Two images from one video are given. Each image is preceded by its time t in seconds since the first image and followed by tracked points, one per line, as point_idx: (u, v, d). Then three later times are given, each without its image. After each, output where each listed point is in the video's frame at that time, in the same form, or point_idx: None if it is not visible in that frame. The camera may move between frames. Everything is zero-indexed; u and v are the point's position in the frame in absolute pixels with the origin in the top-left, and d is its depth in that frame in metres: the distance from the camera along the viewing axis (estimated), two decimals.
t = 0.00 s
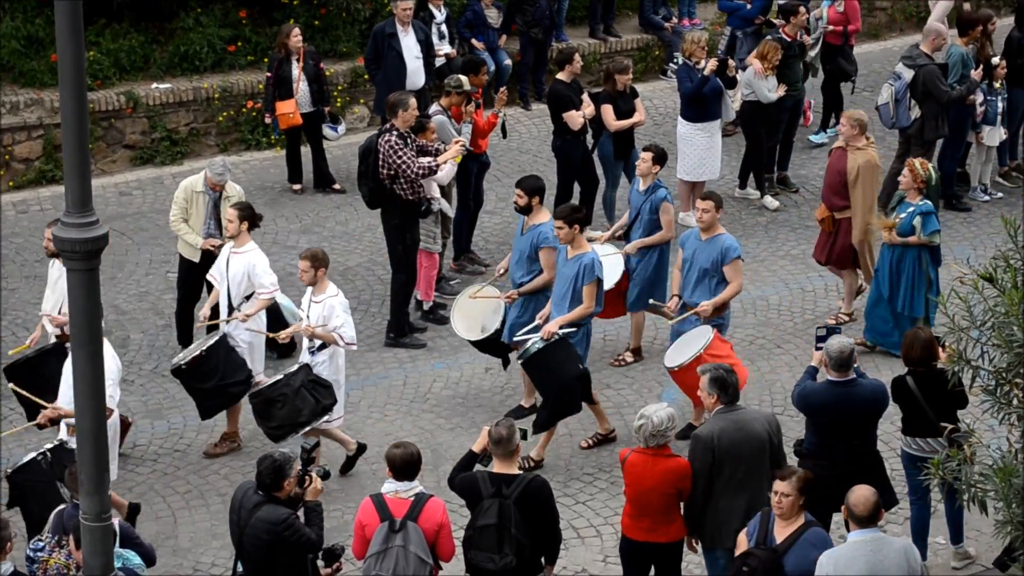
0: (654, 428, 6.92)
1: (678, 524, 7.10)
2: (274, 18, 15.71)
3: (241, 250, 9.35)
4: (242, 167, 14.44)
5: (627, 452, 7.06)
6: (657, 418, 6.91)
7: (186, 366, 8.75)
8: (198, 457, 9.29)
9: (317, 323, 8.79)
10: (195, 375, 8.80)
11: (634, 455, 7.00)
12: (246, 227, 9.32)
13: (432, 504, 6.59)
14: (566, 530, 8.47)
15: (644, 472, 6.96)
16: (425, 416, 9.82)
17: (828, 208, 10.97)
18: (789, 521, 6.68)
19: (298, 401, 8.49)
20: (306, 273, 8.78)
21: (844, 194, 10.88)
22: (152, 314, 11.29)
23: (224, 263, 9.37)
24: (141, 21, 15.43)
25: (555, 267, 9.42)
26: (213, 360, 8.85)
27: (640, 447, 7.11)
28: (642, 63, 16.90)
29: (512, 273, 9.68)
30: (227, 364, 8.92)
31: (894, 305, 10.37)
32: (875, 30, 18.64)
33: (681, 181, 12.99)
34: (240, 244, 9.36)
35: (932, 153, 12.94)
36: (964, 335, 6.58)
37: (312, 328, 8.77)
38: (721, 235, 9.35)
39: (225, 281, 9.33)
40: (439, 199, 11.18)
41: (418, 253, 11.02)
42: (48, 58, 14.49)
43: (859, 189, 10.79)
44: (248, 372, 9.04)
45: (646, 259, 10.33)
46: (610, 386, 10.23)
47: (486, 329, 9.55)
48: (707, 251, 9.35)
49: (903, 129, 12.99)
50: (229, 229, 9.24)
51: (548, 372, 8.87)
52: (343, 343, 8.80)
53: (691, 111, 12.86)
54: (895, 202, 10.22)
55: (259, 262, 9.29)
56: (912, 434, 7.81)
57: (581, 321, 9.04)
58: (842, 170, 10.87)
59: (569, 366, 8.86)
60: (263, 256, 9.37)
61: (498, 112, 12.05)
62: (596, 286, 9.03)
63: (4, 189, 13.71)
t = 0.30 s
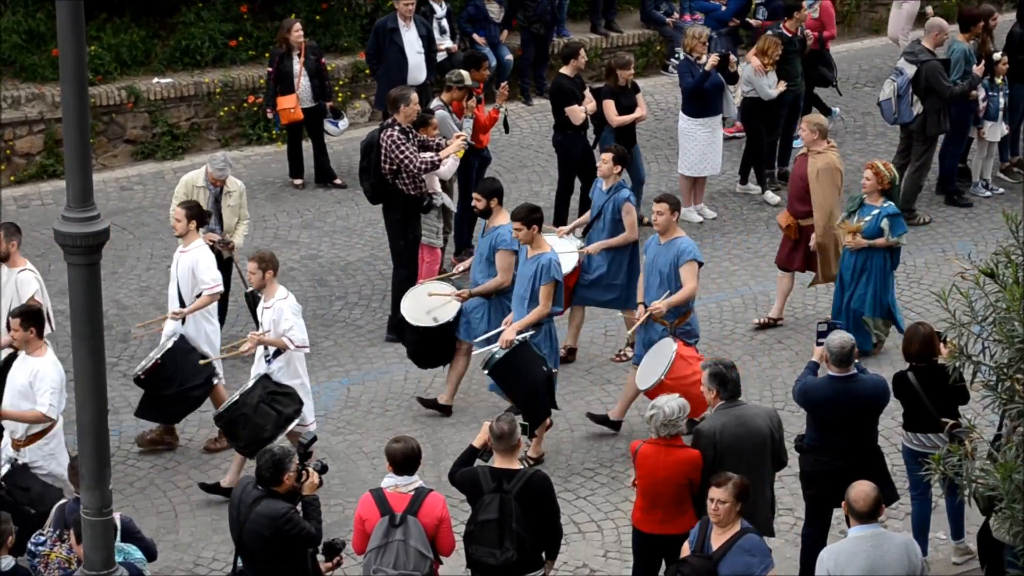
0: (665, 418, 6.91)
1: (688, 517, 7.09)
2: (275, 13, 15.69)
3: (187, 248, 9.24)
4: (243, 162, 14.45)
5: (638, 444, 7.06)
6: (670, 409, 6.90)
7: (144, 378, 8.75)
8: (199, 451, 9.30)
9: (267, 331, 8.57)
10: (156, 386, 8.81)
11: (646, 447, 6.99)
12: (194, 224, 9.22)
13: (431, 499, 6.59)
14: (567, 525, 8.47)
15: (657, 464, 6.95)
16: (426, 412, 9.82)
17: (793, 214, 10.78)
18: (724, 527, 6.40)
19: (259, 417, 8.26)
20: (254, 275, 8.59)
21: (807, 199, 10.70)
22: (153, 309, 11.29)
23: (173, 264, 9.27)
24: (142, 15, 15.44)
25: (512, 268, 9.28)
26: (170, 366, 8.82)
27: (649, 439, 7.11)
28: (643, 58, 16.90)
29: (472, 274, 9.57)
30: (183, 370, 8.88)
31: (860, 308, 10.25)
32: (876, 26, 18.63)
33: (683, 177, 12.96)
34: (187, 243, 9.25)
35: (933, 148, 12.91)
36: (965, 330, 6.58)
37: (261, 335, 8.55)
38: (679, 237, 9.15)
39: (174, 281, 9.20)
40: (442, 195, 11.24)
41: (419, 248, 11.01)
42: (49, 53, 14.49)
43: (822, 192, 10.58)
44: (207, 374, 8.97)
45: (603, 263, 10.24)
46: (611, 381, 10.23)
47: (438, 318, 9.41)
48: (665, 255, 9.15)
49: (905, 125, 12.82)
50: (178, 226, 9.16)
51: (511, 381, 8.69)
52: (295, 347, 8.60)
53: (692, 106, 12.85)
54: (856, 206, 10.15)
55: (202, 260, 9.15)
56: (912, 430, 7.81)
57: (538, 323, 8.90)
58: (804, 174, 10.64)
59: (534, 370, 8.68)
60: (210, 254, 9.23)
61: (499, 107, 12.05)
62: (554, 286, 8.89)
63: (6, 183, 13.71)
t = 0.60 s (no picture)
0: (668, 413, 6.92)
1: (690, 511, 7.16)
2: (275, 9, 15.68)
3: (132, 255, 9.22)
4: (242, 158, 14.45)
5: (641, 439, 7.07)
6: (676, 403, 6.91)
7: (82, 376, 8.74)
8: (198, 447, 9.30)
9: (213, 332, 8.47)
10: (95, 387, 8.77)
11: (649, 441, 7.01)
12: (138, 231, 9.21)
13: (430, 495, 6.59)
14: (566, 521, 8.47)
15: (659, 458, 6.98)
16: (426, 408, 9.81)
17: (752, 212, 10.65)
18: (655, 551, 6.37)
19: (194, 414, 8.24)
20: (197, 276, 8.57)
21: (769, 201, 10.53)
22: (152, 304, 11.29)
23: (117, 272, 9.26)
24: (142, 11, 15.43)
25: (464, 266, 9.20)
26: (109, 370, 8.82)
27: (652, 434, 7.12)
28: (643, 54, 16.90)
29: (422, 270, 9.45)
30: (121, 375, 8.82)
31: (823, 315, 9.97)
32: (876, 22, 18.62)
33: (683, 173, 12.86)
34: (131, 249, 9.26)
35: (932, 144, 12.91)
36: (965, 326, 6.59)
37: (207, 336, 8.45)
38: (635, 237, 9.05)
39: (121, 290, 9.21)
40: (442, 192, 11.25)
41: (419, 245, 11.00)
42: (49, 48, 14.49)
43: (785, 194, 10.45)
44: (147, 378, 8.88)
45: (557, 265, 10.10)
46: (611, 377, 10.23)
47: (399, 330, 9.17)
48: (619, 254, 9.05)
49: (905, 121, 12.77)
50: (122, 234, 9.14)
51: (470, 398, 8.46)
52: (242, 348, 8.48)
53: (692, 103, 12.86)
54: (815, 215, 9.98)
55: (150, 267, 9.18)
56: (912, 426, 7.82)
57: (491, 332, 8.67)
58: (768, 174, 10.48)
59: (491, 385, 8.42)
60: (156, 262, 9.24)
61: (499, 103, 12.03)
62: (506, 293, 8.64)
63: (5, 179, 13.70)
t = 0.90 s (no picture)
0: (670, 412, 6.92)
1: (692, 513, 7.14)
2: (277, 9, 15.69)
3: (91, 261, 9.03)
4: (244, 158, 14.45)
5: (643, 440, 7.06)
6: (678, 402, 6.91)
7: (29, 371, 8.58)
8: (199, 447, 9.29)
9: (166, 348, 8.35)
10: (37, 386, 8.61)
11: (651, 443, 7.00)
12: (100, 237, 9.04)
13: (431, 495, 6.59)
14: (567, 521, 8.47)
15: (662, 459, 6.95)
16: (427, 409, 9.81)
17: (716, 225, 10.38)
18: None
19: (127, 423, 8.07)
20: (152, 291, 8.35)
21: (734, 214, 10.30)
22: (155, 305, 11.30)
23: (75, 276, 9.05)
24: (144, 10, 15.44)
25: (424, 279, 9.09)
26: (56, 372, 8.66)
27: (654, 435, 7.11)
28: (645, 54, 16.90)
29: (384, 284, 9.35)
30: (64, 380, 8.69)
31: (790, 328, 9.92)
32: (879, 22, 18.61)
33: (684, 172, 12.90)
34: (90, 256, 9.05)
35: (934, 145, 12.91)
36: (966, 327, 6.58)
37: (161, 352, 8.32)
38: (597, 249, 9.00)
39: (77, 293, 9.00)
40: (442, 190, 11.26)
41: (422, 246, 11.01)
42: (51, 48, 14.49)
43: (750, 207, 10.21)
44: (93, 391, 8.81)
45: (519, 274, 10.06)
46: (612, 377, 10.23)
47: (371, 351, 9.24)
48: (581, 266, 8.99)
49: (907, 121, 12.76)
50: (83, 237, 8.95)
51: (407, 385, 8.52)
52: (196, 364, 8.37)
53: (693, 102, 12.85)
54: (777, 220, 9.83)
55: (110, 275, 9.04)
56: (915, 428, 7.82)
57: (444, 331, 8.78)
58: (732, 188, 10.26)
59: (431, 380, 8.56)
60: (116, 270, 9.11)
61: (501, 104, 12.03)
62: (462, 295, 8.79)
63: (6, 178, 13.71)
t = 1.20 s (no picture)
0: (665, 412, 6.92)
1: (688, 513, 7.13)
2: (274, 10, 15.70)
3: (29, 271, 8.86)
4: (241, 159, 14.44)
5: (639, 441, 7.05)
6: (673, 402, 6.91)
7: None
8: (196, 449, 9.29)
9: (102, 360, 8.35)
10: None
11: (647, 443, 6.99)
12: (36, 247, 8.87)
13: (427, 496, 6.58)
14: (564, 522, 8.47)
15: (658, 459, 6.95)
16: (424, 409, 9.81)
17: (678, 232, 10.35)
18: None
19: (62, 436, 8.27)
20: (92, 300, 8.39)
21: (693, 219, 10.23)
22: (152, 306, 11.29)
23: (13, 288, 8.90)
24: (141, 12, 15.43)
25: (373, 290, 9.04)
26: None
27: (650, 436, 7.11)
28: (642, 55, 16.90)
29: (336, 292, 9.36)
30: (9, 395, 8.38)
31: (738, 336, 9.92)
32: (876, 23, 18.62)
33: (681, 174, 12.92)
34: (29, 266, 8.90)
35: (930, 145, 12.91)
36: (963, 327, 6.57)
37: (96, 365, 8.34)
38: (550, 258, 8.98)
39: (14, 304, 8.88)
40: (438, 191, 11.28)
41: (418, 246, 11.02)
42: (47, 49, 14.47)
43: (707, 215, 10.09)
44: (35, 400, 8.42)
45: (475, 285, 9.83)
46: (609, 378, 10.23)
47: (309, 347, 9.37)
48: (533, 274, 8.97)
49: (903, 122, 12.78)
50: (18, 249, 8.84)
51: (353, 407, 8.32)
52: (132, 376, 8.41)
53: (689, 102, 12.81)
54: (727, 229, 9.84)
55: (44, 286, 8.79)
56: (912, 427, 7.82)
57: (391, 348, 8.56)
58: (690, 193, 10.16)
59: (378, 400, 8.33)
60: (53, 279, 8.86)
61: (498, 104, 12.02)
62: (408, 313, 8.54)
63: (3, 179, 13.70)
